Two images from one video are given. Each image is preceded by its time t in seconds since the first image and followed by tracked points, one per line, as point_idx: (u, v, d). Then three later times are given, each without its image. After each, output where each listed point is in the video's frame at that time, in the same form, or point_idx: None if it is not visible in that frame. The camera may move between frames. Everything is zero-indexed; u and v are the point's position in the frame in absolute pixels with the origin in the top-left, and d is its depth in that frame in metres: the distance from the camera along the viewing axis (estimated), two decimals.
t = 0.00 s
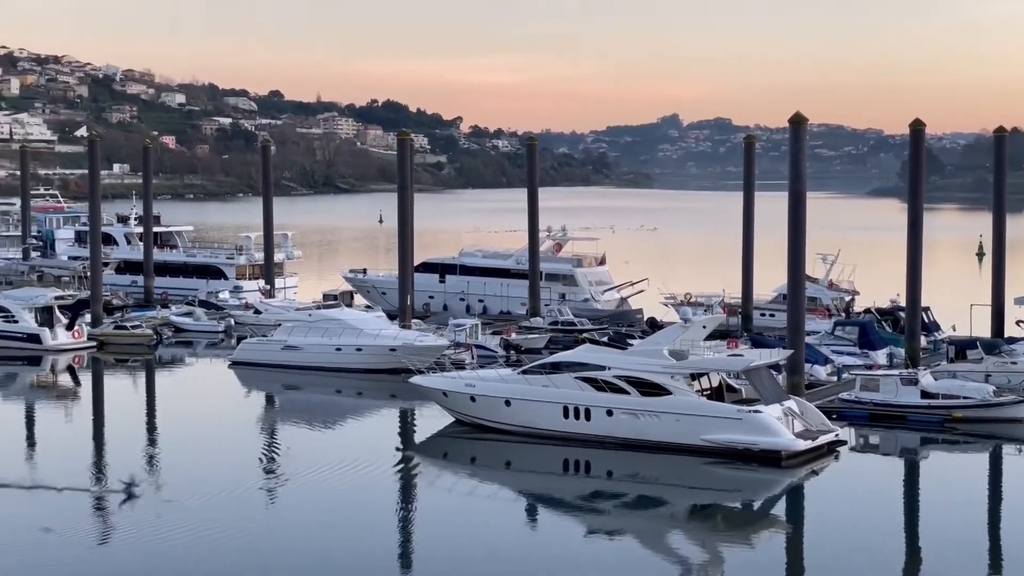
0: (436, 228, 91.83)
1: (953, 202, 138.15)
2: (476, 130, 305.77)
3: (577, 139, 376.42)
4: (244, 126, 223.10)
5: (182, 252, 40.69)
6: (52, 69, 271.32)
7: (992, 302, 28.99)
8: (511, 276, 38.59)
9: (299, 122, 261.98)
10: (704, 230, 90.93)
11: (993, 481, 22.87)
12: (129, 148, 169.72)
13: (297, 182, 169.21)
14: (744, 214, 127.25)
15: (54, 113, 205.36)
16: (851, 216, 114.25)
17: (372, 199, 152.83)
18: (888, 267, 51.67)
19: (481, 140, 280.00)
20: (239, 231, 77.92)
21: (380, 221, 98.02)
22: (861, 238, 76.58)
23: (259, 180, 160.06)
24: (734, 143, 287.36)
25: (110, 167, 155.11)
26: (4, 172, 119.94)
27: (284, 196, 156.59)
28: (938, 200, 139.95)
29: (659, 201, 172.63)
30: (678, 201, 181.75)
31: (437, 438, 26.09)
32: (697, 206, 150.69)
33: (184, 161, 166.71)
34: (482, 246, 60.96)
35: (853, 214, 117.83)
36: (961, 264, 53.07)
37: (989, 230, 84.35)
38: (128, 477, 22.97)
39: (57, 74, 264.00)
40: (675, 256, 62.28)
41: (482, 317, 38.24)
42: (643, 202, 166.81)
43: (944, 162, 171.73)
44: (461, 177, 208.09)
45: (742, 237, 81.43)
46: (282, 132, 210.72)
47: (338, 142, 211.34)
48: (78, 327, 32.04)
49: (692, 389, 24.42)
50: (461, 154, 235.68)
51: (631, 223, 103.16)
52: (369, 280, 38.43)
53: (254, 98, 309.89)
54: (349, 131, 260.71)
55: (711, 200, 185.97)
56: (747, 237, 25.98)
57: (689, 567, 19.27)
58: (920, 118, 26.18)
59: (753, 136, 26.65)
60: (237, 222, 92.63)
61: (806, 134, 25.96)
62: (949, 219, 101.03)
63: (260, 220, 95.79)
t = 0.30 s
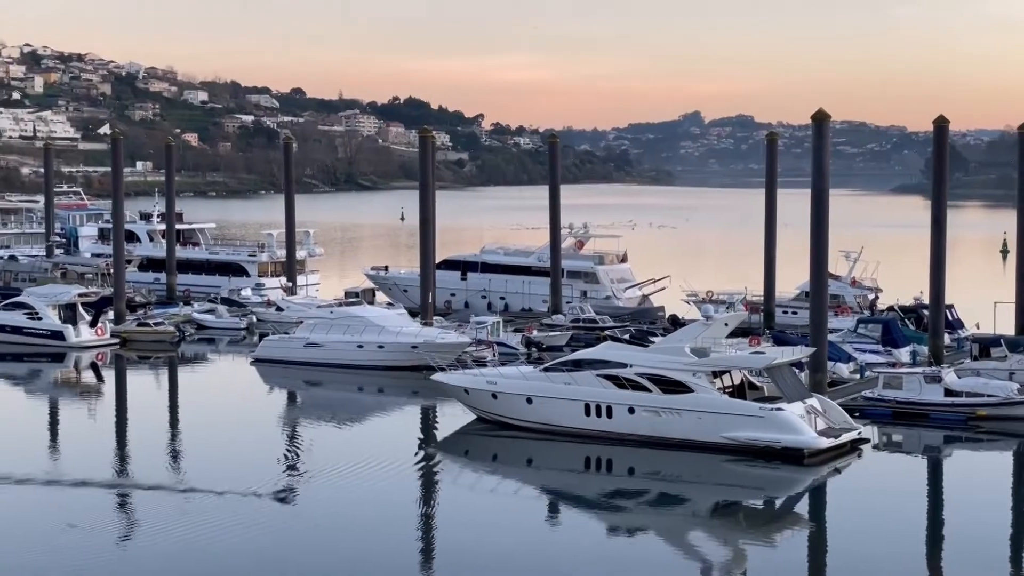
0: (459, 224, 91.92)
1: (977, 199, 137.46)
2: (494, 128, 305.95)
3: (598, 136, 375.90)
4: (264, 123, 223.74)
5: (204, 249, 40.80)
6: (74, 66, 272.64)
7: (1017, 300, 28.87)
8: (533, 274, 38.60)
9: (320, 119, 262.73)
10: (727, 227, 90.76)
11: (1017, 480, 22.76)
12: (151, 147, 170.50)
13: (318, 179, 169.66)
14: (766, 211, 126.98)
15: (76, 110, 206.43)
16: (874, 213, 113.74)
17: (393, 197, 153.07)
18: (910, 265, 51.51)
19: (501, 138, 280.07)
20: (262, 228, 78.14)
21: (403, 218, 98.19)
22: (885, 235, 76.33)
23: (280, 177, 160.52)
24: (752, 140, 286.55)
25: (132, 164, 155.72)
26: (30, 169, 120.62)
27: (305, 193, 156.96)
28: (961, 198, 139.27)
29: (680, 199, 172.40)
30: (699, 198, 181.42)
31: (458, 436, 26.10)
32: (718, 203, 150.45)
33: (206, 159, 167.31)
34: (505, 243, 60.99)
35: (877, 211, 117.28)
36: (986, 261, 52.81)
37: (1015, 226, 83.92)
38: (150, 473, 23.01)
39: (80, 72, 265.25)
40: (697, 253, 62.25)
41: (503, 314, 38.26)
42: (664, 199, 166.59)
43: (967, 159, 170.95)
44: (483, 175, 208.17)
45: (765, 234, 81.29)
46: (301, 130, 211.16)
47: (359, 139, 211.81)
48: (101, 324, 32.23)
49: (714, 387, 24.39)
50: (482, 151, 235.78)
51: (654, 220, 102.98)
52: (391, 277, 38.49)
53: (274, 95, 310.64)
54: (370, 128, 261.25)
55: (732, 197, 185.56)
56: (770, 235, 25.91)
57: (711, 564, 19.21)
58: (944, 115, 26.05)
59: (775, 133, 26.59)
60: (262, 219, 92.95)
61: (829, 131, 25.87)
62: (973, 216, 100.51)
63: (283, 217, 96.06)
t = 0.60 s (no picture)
0: (479, 220, 92.00)
1: (996, 195, 136.88)
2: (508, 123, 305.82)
3: (613, 132, 375.11)
4: (281, 119, 224.13)
5: (222, 244, 40.91)
6: (93, 62, 273.56)
7: None
8: (551, 269, 38.61)
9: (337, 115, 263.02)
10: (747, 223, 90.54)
11: None
12: (169, 142, 171.07)
13: (335, 175, 169.98)
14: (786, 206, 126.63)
15: (95, 106, 207.24)
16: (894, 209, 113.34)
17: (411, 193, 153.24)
18: (931, 261, 51.34)
19: (517, 133, 279.92)
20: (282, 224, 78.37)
21: (422, 214, 98.28)
22: (906, 231, 76.09)
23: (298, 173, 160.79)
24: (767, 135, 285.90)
25: (151, 160, 156.18)
26: (50, 165, 121.03)
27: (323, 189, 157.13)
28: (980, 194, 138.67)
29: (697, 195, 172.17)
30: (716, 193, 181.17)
31: (476, 431, 26.12)
32: (736, 199, 150.15)
33: (224, 155, 167.74)
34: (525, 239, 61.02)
35: (898, 207, 116.80)
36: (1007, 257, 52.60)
37: None
38: (168, 468, 23.04)
39: (98, 67, 266.12)
40: (718, 248, 62.20)
41: (521, 310, 38.28)
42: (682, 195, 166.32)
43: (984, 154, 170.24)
44: (500, 171, 208.15)
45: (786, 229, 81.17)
46: (317, 125, 211.37)
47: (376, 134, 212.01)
48: (121, 319, 32.37)
49: (732, 383, 24.39)
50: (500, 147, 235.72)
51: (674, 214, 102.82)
52: (409, 273, 38.54)
53: (290, 91, 311.18)
54: (388, 124, 261.36)
55: (749, 193, 185.23)
56: (788, 231, 25.87)
57: (729, 561, 19.18)
58: (964, 111, 25.95)
59: (794, 129, 26.54)
60: (284, 214, 93.29)
61: (848, 126, 25.81)
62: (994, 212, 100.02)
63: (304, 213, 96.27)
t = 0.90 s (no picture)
0: (493, 215, 92.05)
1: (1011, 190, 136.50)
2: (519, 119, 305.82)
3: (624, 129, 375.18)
4: (294, 114, 224.38)
5: (235, 240, 40.98)
6: (106, 57, 273.92)
7: None
8: (563, 265, 38.64)
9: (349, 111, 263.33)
10: (762, 219, 90.45)
11: None
12: (182, 138, 171.23)
13: (348, 171, 170.15)
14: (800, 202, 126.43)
15: (108, 102, 207.71)
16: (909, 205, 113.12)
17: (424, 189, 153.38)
18: (944, 257, 51.26)
19: (529, 129, 279.86)
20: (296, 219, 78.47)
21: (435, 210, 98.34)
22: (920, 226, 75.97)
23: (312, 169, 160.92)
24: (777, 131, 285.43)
25: (164, 156, 156.44)
26: (64, 161, 121.22)
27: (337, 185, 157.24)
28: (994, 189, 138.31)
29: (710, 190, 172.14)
30: (729, 189, 180.99)
31: (488, 427, 26.13)
32: (749, 195, 149.98)
33: (237, 151, 167.96)
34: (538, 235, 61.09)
35: (913, 203, 116.45)
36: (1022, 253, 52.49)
37: None
38: (181, 464, 23.06)
39: (111, 63, 266.61)
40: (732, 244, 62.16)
41: (533, 306, 38.31)
42: (695, 190, 166.22)
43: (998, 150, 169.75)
44: (512, 167, 208.16)
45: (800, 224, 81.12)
46: (329, 121, 211.52)
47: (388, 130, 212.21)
48: (133, 314, 32.36)
49: (744, 378, 24.33)
50: (512, 142, 235.73)
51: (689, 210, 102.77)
52: (421, 269, 38.61)
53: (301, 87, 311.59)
54: (401, 119, 261.42)
55: (762, 189, 185.06)
56: (801, 226, 25.83)
57: (741, 556, 19.15)
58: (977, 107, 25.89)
59: (807, 125, 26.49)
60: (298, 209, 93.28)
61: (861, 122, 25.76)
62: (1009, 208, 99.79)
63: (320, 208, 96.41)
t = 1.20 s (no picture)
0: (506, 212, 92.01)
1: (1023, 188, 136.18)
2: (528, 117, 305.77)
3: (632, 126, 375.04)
4: (304, 111, 224.49)
5: (245, 237, 41.04)
6: (116, 54, 274.08)
7: None
8: (573, 262, 38.65)
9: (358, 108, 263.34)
10: (775, 216, 90.35)
11: None
12: (193, 136, 171.30)
13: (359, 167, 170.15)
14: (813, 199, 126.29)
15: (119, 99, 207.90)
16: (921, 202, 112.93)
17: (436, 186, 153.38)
18: (956, 255, 51.16)
19: (538, 126, 279.82)
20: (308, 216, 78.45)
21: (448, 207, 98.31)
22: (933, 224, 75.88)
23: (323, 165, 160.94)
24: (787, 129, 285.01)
25: (176, 153, 156.55)
26: (76, 158, 121.29)
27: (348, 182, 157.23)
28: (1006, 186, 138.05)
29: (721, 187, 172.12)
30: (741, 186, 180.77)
31: (498, 424, 26.14)
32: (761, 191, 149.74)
33: (248, 148, 168.02)
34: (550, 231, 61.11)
35: (926, 199, 116.22)
36: None
37: None
38: (191, 461, 23.07)
39: (122, 60, 266.88)
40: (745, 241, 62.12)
41: (544, 303, 38.31)
42: (706, 188, 166.00)
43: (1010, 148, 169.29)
44: (522, 164, 208.10)
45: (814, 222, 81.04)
46: (339, 118, 211.63)
47: (398, 127, 212.25)
48: (144, 311, 32.42)
49: (755, 376, 24.27)
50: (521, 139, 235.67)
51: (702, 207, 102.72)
52: (431, 266, 38.65)
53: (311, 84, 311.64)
54: (411, 117, 261.44)
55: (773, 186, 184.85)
56: (812, 224, 25.78)
57: (751, 554, 19.12)
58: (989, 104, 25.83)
59: (818, 122, 26.44)
60: (310, 206, 93.32)
61: (872, 119, 25.72)
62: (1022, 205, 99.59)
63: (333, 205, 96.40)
